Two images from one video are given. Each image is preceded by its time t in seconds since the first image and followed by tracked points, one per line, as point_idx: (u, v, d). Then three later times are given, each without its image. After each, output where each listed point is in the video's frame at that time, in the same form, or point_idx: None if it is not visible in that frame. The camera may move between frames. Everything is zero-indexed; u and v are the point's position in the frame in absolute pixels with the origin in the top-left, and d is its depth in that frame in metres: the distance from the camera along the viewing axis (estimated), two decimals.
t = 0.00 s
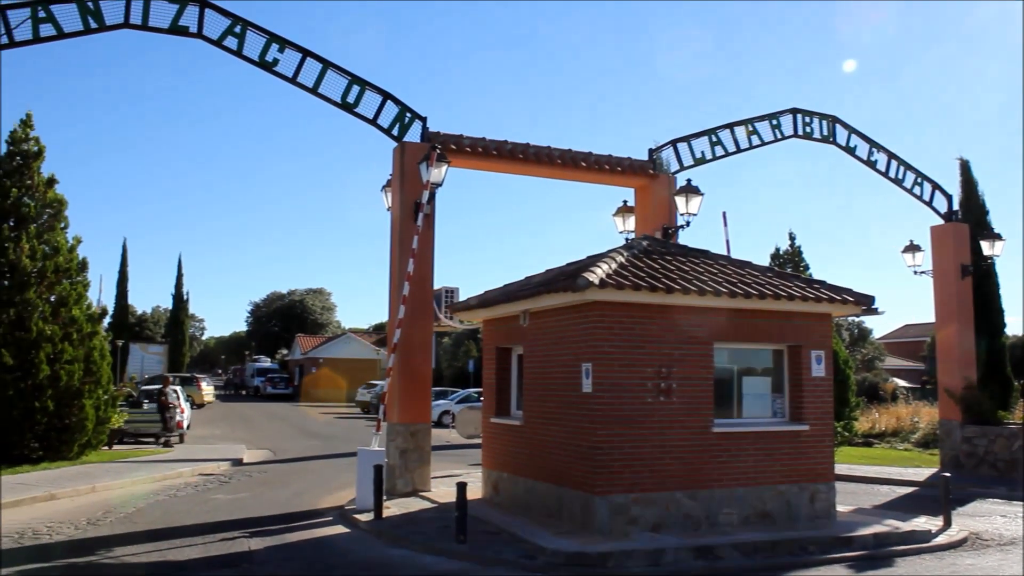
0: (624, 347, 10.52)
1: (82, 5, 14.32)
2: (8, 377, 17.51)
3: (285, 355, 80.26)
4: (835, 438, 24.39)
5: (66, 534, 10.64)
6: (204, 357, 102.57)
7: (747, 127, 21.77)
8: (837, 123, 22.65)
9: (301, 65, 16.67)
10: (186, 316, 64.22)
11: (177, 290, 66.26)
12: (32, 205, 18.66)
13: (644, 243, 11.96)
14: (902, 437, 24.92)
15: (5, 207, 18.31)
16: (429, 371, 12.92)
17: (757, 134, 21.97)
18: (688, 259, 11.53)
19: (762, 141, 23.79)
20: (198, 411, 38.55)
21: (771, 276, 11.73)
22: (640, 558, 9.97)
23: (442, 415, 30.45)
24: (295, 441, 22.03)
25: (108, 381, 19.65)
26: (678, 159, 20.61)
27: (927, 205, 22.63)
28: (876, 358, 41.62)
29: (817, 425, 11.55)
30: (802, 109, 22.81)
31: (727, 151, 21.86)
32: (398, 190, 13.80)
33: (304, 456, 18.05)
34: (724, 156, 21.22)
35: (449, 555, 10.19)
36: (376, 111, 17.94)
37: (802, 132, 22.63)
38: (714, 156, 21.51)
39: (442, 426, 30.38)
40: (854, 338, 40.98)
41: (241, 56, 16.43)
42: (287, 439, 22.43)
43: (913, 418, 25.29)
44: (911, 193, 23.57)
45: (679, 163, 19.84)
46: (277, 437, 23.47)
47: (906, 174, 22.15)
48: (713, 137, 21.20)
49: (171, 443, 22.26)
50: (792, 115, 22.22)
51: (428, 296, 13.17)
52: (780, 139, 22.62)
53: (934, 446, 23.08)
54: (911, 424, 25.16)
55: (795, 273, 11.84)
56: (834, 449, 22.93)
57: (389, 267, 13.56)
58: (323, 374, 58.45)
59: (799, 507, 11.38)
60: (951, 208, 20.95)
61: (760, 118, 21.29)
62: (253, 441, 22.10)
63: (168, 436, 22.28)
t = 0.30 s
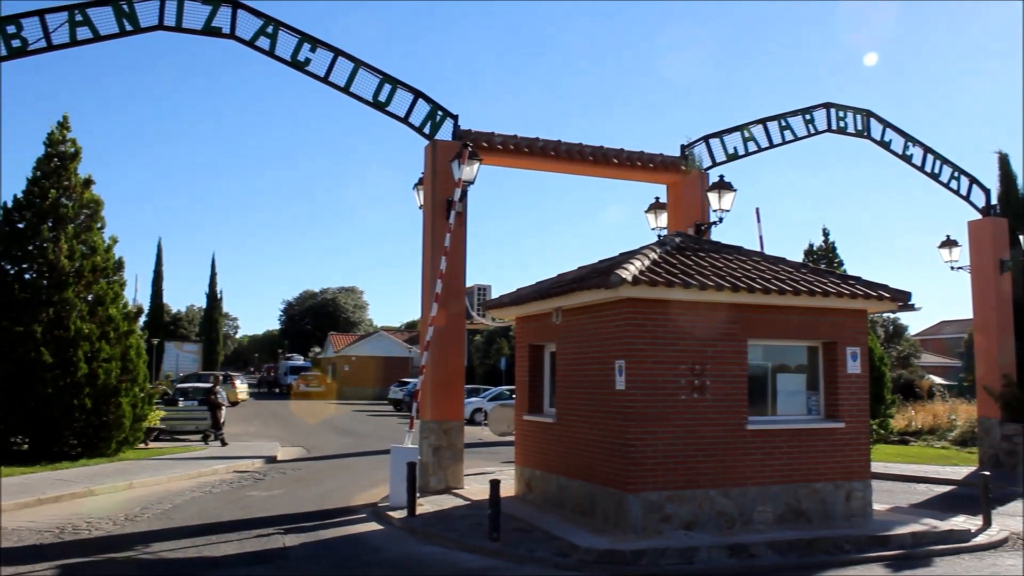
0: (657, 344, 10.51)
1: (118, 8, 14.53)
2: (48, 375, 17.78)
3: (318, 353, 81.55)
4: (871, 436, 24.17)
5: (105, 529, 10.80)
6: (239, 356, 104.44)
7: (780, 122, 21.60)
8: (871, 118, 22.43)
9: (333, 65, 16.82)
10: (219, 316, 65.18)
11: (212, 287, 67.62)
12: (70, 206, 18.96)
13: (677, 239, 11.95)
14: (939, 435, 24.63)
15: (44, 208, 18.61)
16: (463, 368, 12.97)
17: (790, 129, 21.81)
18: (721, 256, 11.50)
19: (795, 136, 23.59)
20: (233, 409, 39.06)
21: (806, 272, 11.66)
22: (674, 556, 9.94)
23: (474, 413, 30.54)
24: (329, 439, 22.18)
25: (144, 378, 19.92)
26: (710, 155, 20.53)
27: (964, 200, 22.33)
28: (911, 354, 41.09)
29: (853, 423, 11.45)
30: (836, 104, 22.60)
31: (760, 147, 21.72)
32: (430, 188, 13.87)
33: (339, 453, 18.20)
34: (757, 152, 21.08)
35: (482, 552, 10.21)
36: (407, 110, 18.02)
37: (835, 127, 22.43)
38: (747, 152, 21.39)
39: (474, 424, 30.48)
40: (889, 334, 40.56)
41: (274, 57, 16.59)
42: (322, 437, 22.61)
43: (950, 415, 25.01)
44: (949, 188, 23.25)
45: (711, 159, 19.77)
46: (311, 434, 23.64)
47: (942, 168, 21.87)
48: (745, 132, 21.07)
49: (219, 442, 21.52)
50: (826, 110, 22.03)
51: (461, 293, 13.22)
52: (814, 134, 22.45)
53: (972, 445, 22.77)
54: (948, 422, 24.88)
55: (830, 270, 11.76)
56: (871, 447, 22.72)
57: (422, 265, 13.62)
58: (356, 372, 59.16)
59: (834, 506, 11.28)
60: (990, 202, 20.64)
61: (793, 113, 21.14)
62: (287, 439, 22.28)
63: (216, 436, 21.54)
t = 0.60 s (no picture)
0: (676, 343, 10.51)
1: (137, 13, 14.67)
2: (70, 376, 17.94)
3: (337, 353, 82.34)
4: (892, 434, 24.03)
5: (127, 530, 10.87)
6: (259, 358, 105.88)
7: (798, 118, 21.51)
8: (891, 113, 22.29)
9: (350, 66, 16.89)
10: (240, 317, 65.79)
11: (230, 290, 68.25)
12: (91, 209, 19.09)
13: (695, 238, 11.94)
14: (962, 432, 24.46)
15: (65, 211, 18.76)
16: (482, 368, 12.99)
17: (809, 125, 21.70)
18: (740, 254, 11.49)
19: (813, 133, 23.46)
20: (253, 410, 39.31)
21: (826, 269, 11.62)
22: (695, 554, 9.91)
23: (493, 412, 30.59)
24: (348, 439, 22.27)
25: (165, 380, 20.03)
26: (729, 153, 20.46)
27: (985, 194, 22.16)
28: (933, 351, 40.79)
29: (875, 421, 11.39)
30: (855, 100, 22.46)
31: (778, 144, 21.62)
32: (448, 188, 13.91)
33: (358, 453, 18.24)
34: (775, 149, 20.98)
35: (502, 552, 10.21)
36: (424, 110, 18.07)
37: (855, 123, 22.32)
38: (765, 149, 21.30)
39: (493, 423, 30.52)
40: (911, 331, 40.29)
41: (291, 59, 16.68)
42: (341, 437, 22.69)
43: (973, 412, 24.84)
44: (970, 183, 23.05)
45: (730, 157, 19.70)
46: (330, 434, 23.73)
47: (963, 163, 21.69)
48: (763, 129, 20.98)
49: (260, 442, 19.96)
50: (845, 106, 21.90)
51: (479, 293, 13.25)
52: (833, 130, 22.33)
53: (995, 442, 22.58)
54: (971, 419, 24.70)
55: (850, 266, 11.71)
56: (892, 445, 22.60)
57: (440, 266, 13.67)
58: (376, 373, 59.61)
59: (856, 505, 11.21)
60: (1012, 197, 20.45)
61: (812, 109, 21.03)
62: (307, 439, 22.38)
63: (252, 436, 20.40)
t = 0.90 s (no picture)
0: (692, 343, 10.51)
1: (152, 17, 14.78)
2: (87, 379, 18.04)
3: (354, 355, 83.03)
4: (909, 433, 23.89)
5: (145, 532, 10.92)
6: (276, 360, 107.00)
7: (813, 117, 21.44)
8: (906, 111, 22.19)
9: (363, 68, 16.97)
10: (254, 319, 66.16)
11: (246, 292, 68.71)
12: (106, 213, 19.16)
13: (709, 237, 11.95)
14: (980, 432, 24.30)
15: (81, 215, 18.86)
16: (497, 369, 13.01)
17: (824, 124, 21.63)
18: (755, 253, 11.48)
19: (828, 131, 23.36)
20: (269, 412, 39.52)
21: (842, 268, 11.58)
22: (712, 556, 9.89)
23: (508, 414, 30.60)
24: (363, 441, 22.31)
25: (181, 382, 20.07)
26: (743, 152, 20.43)
27: (1003, 192, 22.01)
28: (950, 351, 40.57)
29: (892, 420, 11.33)
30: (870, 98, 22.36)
31: (793, 143, 21.55)
32: (462, 190, 13.95)
33: (374, 456, 18.28)
34: (790, 148, 20.90)
35: (517, 554, 10.18)
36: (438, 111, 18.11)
37: (869, 121, 22.24)
38: (780, 148, 21.24)
39: (508, 425, 30.52)
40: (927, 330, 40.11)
41: (305, 62, 16.76)
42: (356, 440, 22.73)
43: (991, 411, 24.68)
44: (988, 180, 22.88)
45: (744, 156, 19.66)
46: (346, 437, 23.76)
47: (980, 161, 21.56)
48: (778, 128, 20.91)
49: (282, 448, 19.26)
50: (860, 104, 21.81)
51: (495, 294, 13.26)
52: (848, 128, 22.25)
53: (1014, 442, 22.42)
54: (989, 419, 24.54)
55: (865, 266, 11.65)
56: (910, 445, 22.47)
57: (455, 267, 13.70)
58: (391, 375, 59.92)
59: (874, 505, 11.15)
60: None
61: (826, 108, 20.98)
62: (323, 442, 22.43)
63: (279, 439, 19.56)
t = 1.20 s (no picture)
0: (711, 348, 10.49)
1: (172, 24, 14.89)
2: (107, 384, 18.18)
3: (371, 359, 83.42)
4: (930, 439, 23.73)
5: (164, 536, 10.97)
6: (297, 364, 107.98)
7: (830, 121, 21.39)
8: (925, 114, 22.08)
9: (381, 74, 17.05)
10: (272, 323, 66.86)
11: (264, 296, 69.13)
12: (126, 219, 19.24)
13: (727, 241, 11.93)
14: (1002, 438, 24.09)
15: (101, 221, 18.98)
16: (514, 375, 13.02)
17: (842, 128, 21.55)
18: (773, 257, 11.45)
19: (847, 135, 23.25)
20: (287, 416, 39.68)
21: (861, 272, 11.53)
22: (731, 561, 9.85)
23: (525, 419, 30.58)
24: (381, 446, 22.34)
25: (200, 387, 20.20)
26: (761, 156, 20.39)
27: None
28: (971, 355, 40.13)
29: (913, 426, 11.25)
30: (889, 101, 22.26)
31: (811, 147, 21.49)
32: (479, 194, 13.98)
33: (392, 460, 18.31)
34: (808, 151, 20.83)
35: (536, 559, 10.16)
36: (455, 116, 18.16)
37: (888, 125, 22.15)
38: (798, 152, 21.18)
39: (525, 430, 30.51)
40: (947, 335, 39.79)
41: (323, 67, 16.85)
42: (372, 444, 22.77)
43: (1013, 417, 24.47)
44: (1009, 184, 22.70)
45: (762, 160, 19.62)
46: (363, 441, 23.79)
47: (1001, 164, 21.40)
48: (795, 132, 20.85)
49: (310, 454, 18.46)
50: (878, 107, 21.71)
51: (512, 299, 13.27)
52: (866, 132, 22.16)
53: None
54: (1011, 424, 24.33)
55: (885, 270, 11.61)
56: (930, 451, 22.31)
57: (472, 272, 13.73)
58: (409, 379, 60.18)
59: (895, 511, 11.07)
60: None
61: (844, 112, 20.90)
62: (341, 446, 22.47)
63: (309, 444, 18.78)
